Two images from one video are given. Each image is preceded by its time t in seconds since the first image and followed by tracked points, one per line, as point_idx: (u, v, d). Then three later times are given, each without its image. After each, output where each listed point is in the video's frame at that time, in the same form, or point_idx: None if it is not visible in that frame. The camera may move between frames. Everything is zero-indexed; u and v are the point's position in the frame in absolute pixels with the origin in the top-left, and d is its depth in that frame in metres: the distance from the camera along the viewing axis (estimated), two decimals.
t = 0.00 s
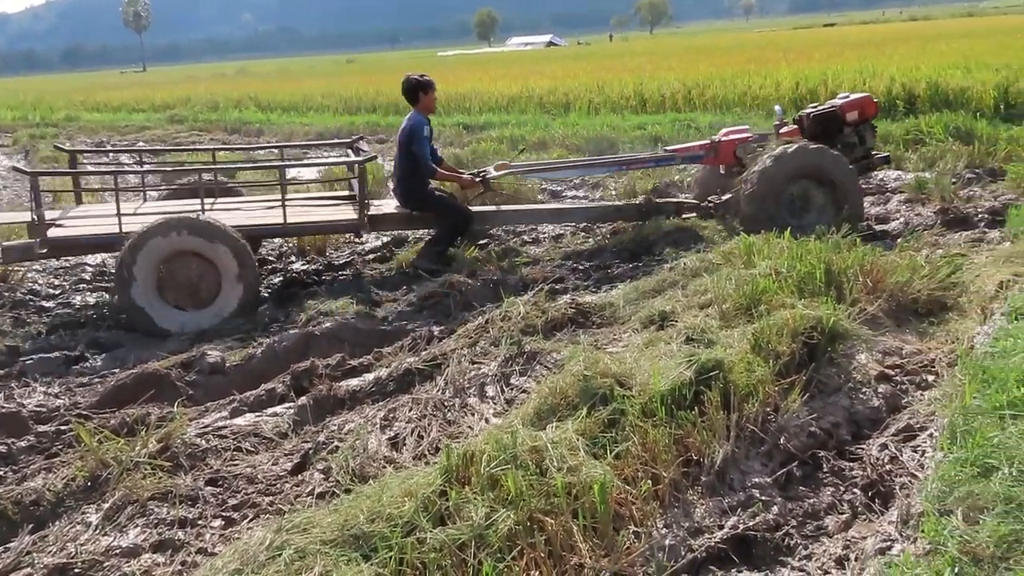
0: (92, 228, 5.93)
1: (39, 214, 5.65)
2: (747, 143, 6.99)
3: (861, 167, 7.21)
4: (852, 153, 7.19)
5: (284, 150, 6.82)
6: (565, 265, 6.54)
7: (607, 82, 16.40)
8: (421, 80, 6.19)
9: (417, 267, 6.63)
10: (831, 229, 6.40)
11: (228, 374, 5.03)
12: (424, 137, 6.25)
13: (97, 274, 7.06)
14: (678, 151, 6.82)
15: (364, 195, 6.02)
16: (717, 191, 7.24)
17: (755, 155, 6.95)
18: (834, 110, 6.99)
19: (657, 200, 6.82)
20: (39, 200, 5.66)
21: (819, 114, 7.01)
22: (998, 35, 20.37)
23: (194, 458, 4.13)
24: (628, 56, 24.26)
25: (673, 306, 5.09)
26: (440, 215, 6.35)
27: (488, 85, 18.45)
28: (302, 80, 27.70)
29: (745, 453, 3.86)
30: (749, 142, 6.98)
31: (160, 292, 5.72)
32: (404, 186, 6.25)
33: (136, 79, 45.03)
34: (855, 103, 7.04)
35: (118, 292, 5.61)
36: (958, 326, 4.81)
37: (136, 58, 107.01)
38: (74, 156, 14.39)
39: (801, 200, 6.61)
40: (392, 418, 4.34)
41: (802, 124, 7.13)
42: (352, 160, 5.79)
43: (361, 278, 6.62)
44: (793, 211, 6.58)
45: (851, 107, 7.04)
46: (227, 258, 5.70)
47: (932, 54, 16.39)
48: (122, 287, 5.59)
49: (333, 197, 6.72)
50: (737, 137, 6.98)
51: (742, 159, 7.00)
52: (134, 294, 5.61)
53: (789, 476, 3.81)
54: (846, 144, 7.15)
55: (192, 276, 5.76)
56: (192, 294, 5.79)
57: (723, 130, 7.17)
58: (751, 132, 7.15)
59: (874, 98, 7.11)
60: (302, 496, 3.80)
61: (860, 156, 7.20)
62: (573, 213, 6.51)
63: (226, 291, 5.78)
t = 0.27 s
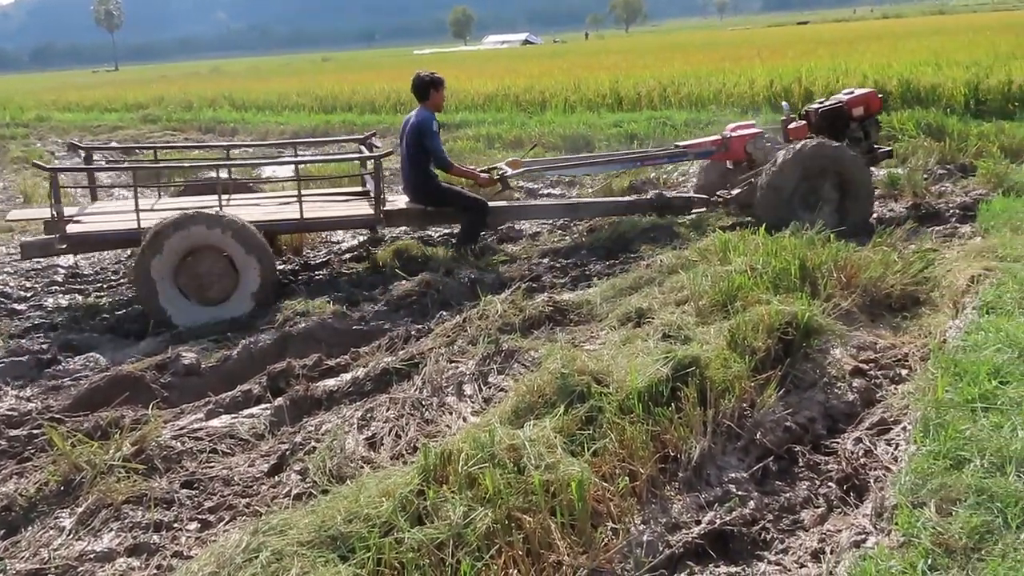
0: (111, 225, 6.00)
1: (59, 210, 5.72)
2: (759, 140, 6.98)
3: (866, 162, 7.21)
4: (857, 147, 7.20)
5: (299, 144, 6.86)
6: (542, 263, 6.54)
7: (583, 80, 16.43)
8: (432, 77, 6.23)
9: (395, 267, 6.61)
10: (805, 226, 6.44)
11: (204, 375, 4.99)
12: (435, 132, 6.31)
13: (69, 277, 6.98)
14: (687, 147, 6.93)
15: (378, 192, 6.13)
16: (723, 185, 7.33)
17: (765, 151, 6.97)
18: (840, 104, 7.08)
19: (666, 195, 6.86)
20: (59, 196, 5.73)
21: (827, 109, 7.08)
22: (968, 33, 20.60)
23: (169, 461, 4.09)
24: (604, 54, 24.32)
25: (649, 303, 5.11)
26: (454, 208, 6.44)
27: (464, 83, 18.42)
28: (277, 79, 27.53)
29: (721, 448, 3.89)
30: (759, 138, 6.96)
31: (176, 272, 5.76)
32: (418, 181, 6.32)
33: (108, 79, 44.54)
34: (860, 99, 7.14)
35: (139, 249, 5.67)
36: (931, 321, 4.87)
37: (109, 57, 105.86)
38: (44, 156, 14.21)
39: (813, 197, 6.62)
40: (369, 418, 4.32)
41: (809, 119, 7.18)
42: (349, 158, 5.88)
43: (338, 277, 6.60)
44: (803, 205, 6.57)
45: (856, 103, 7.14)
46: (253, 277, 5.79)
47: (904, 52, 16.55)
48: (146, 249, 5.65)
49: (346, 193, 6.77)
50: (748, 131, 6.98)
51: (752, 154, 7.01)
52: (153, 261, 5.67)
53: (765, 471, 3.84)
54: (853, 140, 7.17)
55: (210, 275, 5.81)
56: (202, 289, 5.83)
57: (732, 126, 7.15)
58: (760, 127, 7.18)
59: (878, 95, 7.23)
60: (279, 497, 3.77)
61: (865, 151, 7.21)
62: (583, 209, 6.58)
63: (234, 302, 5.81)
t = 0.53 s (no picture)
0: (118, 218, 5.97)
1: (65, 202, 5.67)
2: (759, 137, 7.00)
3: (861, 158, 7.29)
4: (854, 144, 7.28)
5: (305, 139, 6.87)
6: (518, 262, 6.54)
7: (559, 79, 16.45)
8: (433, 73, 6.23)
9: (372, 267, 6.59)
10: (779, 223, 6.49)
11: (179, 378, 4.95)
12: (439, 129, 6.30)
13: (41, 279, 6.90)
14: (690, 143, 7.02)
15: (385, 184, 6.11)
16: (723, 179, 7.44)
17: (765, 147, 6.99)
18: (838, 100, 7.14)
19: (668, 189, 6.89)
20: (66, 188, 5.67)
21: (826, 105, 7.13)
22: (939, 32, 20.82)
23: (143, 464, 4.06)
24: (580, 54, 24.37)
25: (626, 301, 5.13)
26: (461, 203, 6.43)
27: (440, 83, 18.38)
28: (251, 79, 27.35)
29: (698, 445, 3.91)
30: (759, 134, 6.99)
31: (191, 252, 5.76)
32: (424, 177, 6.30)
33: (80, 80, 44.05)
34: (857, 95, 7.21)
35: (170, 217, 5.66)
36: (903, 317, 4.92)
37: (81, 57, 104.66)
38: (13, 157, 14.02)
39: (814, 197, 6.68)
40: (346, 419, 4.30)
41: (809, 116, 7.23)
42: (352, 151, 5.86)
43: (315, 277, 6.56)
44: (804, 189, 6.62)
45: (854, 99, 7.22)
46: (255, 290, 5.85)
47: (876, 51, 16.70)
48: (179, 218, 5.65)
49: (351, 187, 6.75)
50: (748, 128, 7.01)
51: (753, 151, 7.03)
52: (177, 233, 5.66)
53: (742, 467, 3.87)
54: (852, 136, 7.24)
55: (220, 270, 5.83)
56: (204, 278, 5.83)
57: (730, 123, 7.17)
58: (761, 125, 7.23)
59: (875, 92, 7.32)
60: (255, 500, 3.75)
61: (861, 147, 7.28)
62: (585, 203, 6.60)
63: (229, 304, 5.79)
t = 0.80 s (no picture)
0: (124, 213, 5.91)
1: (73, 197, 5.59)
2: (754, 135, 7.18)
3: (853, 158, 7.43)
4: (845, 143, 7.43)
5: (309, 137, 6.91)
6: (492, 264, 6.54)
7: (532, 81, 16.48)
8: (443, 71, 6.14)
9: (347, 270, 6.56)
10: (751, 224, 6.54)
11: (151, 383, 4.91)
12: (446, 125, 6.23)
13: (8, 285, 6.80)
14: (686, 141, 7.12)
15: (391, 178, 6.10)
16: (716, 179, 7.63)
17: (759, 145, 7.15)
18: (830, 101, 7.30)
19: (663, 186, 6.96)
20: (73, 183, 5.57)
21: (818, 105, 7.28)
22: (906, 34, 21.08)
23: (115, 471, 4.01)
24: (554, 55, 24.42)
25: (600, 303, 5.14)
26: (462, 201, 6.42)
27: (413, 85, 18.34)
28: (222, 81, 27.12)
29: (672, 446, 3.93)
30: (754, 133, 7.17)
31: (213, 238, 5.74)
32: (426, 174, 6.30)
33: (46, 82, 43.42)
34: (848, 95, 7.37)
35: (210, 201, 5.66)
36: (874, 316, 4.98)
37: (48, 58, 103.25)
38: None
39: (807, 194, 6.72)
40: (320, 423, 4.28)
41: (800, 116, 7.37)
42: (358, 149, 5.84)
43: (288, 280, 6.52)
44: (802, 178, 6.65)
45: (845, 99, 7.38)
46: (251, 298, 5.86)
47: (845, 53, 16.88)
48: (220, 204, 5.66)
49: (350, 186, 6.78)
50: (743, 127, 7.18)
51: (748, 149, 7.18)
52: (211, 217, 5.66)
53: (716, 467, 3.89)
54: (844, 135, 7.40)
55: (227, 267, 5.82)
56: (209, 267, 5.79)
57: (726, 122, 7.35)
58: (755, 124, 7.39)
59: (865, 92, 7.47)
60: (229, 505, 3.71)
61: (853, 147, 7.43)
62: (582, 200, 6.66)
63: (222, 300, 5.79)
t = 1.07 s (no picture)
0: (130, 214, 5.95)
1: (79, 199, 5.61)
2: (745, 135, 7.27)
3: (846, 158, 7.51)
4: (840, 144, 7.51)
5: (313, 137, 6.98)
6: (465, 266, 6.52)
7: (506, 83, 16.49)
8: (443, 74, 6.20)
9: (320, 273, 6.52)
10: (724, 226, 6.59)
11: (122, 389, 4.85)
12: (447, 124, 6.26)
13: None
14: (679, 139, 7.19)
15: (395, 177, 6.14)
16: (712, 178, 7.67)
17: (751, 145, 7.24)
18: (825, 102, 7.38)
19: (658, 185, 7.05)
20: (79, 184, 5.60)
21: (813, 106, 7.37)
22: (875, 36, 21.34)
23: (85, 478, 3.96)
24: (527, 58, 24.46)
25: (575, 304, 5.15)
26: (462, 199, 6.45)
27: (386, 87, 18.29)
28: (194, 84, 26.89)
29: (648, 446, 3.95)
30: (746, 133, 7.26)
31: (236, 238, 5.82)
32: (428, 174, 6.31)
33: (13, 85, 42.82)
34: (844, 97, 7.44)
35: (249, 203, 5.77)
36: (845, 315, 5.04)
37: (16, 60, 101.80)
38: None
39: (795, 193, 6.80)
40: (295, 428, 4.25)
41: (794, 116, 7.48)
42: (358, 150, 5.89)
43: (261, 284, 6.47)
44: (795, 174, 6.75)
45: (840, 101, 7.45)
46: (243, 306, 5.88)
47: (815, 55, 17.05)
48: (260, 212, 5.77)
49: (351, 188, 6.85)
50: (735, 127, 7.27)
51: (740, 149, 7.28)
52: (247, 220, 5.76)
53: (691, 466, 3.91)
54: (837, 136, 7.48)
55: (232, 269, 5.87)
56: (217, 261, 5.84)
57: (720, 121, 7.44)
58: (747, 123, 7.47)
59: (862, 94, 7.54)
60: (202, 512, 3.67)
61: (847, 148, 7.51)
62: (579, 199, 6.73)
63: (212, 296, 5.84)
